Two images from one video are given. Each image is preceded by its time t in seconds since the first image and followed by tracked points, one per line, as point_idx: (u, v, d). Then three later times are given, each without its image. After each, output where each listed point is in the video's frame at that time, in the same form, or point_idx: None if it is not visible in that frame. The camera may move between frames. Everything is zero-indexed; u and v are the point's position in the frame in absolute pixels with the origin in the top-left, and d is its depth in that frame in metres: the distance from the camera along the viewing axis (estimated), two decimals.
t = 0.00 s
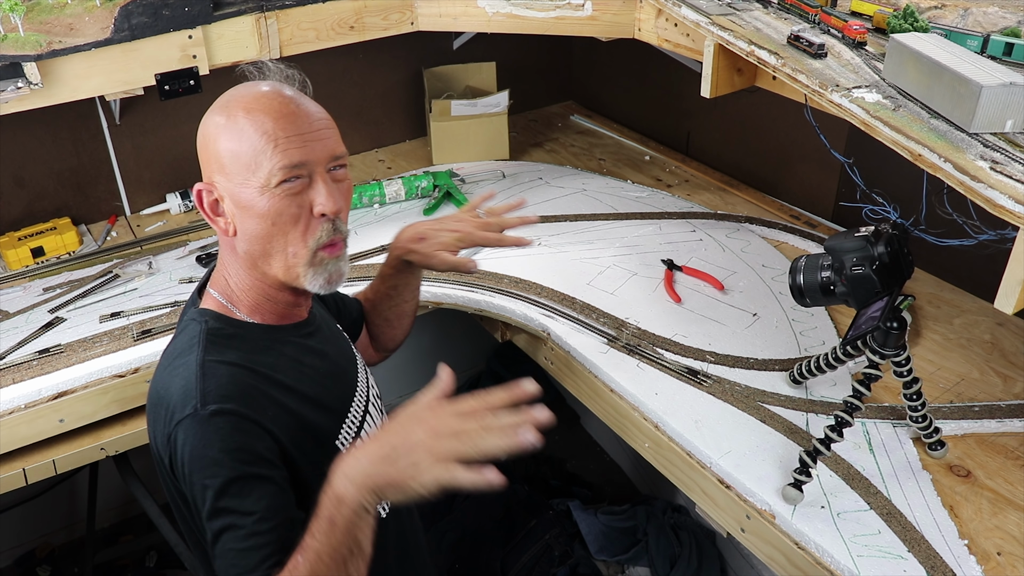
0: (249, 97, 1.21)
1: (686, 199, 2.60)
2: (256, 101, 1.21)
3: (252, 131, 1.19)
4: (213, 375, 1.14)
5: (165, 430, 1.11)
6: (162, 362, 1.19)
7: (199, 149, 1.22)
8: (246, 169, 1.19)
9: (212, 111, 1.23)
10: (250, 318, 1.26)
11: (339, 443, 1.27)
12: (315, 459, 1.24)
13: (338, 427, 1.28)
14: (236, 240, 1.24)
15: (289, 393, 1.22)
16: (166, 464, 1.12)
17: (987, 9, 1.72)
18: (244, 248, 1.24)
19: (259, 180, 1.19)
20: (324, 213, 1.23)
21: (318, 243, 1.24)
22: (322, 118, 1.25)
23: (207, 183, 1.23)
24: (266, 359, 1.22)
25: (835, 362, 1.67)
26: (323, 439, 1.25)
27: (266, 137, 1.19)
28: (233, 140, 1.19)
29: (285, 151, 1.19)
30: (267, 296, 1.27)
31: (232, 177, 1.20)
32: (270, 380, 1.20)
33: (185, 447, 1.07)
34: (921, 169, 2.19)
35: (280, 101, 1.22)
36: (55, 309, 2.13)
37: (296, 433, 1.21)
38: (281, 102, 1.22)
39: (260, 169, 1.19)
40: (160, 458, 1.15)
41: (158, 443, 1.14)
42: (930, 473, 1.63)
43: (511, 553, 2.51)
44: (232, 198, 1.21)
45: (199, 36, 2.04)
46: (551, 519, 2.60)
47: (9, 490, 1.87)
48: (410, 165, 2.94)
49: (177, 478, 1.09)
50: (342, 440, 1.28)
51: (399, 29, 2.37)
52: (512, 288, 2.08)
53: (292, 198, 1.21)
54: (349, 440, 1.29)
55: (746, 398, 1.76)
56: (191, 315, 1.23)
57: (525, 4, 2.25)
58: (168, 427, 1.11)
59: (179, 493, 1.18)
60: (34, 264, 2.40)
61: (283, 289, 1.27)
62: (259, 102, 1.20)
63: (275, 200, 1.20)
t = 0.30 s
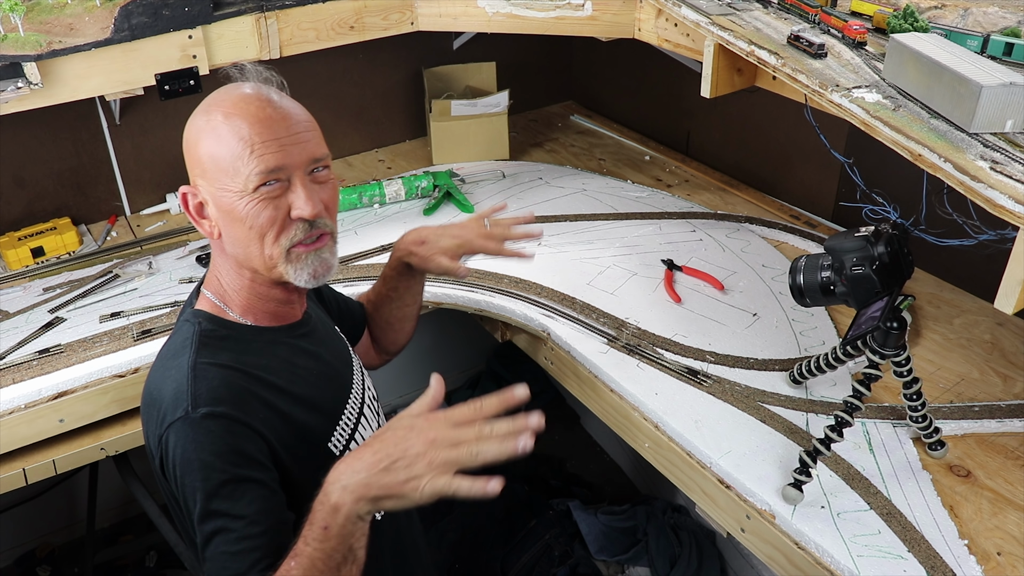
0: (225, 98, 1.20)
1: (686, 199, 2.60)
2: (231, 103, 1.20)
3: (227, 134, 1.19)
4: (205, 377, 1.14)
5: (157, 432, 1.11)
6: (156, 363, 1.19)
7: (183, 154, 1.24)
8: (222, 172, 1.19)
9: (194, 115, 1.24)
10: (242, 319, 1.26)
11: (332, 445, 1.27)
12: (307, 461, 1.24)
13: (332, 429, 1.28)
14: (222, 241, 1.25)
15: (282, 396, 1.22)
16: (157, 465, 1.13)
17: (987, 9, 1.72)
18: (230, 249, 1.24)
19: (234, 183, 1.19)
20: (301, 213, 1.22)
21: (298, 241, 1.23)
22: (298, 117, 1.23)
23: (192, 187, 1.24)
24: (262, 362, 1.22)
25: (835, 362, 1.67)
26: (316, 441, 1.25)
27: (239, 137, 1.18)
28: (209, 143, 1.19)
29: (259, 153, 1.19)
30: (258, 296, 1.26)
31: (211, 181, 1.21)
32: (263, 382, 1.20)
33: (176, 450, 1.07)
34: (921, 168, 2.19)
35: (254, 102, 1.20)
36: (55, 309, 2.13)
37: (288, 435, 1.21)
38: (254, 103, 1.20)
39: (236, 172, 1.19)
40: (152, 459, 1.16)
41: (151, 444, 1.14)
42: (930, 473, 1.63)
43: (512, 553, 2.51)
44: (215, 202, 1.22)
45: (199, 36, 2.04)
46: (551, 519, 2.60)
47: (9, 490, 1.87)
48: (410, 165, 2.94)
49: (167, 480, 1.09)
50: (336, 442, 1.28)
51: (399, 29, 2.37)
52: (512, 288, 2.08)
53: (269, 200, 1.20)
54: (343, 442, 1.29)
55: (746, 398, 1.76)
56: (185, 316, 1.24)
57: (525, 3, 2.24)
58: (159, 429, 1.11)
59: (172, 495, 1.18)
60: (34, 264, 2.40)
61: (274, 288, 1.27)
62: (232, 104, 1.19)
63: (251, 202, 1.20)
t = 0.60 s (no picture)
0: (212, 102, 1.21)
1: (686, 199, 2.60)
2: (219, 106, 1.20)
3: (216, 138, 1.19)
4: (205, 380, 1.13)
5: (155, 436, 1.11)
6: (156, 364, 1.19)
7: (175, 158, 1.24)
8: (212, 177, 1.20)
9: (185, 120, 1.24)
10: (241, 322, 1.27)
11: (333, 444, 1.27)
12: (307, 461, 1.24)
13: (333, 429, 1.27)
14: (217, 245, 1.25)
15: (281, 396, 1.22)
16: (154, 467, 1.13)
17: (987, 9, 1.72)
18: (225, 252, 1.25)
19: (224, 187, 1.19)
20: (293, 215, 1.22)
21: (291, 243, 1.24)
22: (286, 119, 1.23)
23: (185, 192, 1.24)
24: (265, 363, 1.22)
25: (835, 362, 1.67)
26: (317, 441, 1.25)
27: (227, 140, 1.18)
28: (198, 148, 1.20)
29: (249, 156, 1.19)
30: (256, 298, 1.27)
31: (202, 186, 1.21)
32: (264, 384, 1.20)
33: (177, 455, 1.07)
34: (921, 168, 2.19)
35: (241, 104, 1.21)
36: (55, 309, 2.13)
37: (288, 435, 1.21)
38: (241, 106, 1.20)
39: (227, 177, 1.19)
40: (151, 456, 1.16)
41: (149, 445, 1.14)
42: (930, 473, 1.63)
43: (511, 552, 2.51)
44: (208, 206, 1.22)
45: (199, 36, 2.04)
46: (551, 519, 2.59)
47: (9, 490, 1.87)
48: (410, 165, 2.93)
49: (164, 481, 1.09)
50: (337, 441, 1.28)
51: (399, 29, 2.37)
52: (512, 288, 2.09)
53: (260, 203, 1.21)
54: (344, 441, 1.29)
55: (746, 398, 1.76)
56: (185, 317, 1.24)
57: (525, 3, 2.24)
58: (159, 432, 1.10)
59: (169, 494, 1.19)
60: (34, 264, 2.40)
61: (271, 289, 1.27)
62: (219, 107, 1.19)
63: (243, 207, 1.20)
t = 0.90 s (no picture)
0: (230, 102, 1.18)
1: (686, 199, 2.60)
2: (238, 107, 1.18)
3: (237, 138, 1.16)
4: (218, 390, 1.13)
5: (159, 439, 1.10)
6: (164, 363, 1.18)
7: (184, 157, 1.20)
8: (229, 178, 1.17)
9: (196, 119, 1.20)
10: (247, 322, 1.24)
11: (338, 450, 1.26)
12: (312, 468, 1.23)
13: (337, 436, 1.26)
14: (227, 245, 1.22)
15: (285, 401, 1.20)
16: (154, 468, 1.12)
17: (987, 9, 1.72)
18: (236, 253, 1.22)
19: (242, 188, 1.16)
20: (310, 217, 1.20)
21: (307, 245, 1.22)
22: (305, 121, 1.21)
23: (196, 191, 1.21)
24: (271, 367, 1.21)
25: (835, 362, 1.67)
26: (323, 448, 1.24)
27: (246, 142, 1.16)
28: (216, 148, 1.16)
29: (269, 157, 1.17)
30: (262, 299, 1.25)
31: (217, 186, 1.17)
32: (270, 390, 1.19)
33: (183, 464, 1.07)
34: (921, 168, 2.19)
35: (261, 105, 1.18)
36: (55, 309, 2.13)
37: (293, 442, 1.20)
38: (261, 107, 1.18)
39: (246, 177, 1.16)
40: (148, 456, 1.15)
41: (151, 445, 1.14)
42: (930, 473, 1.63)
43: (511, 553, 2.48)
44: (222, 207, 1.18)
45: (199, 36, 2.04)
46: (551, 519, 2.57)
47: (9, 490, 1.87)
48: (410, 165, 2.93)
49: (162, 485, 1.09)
50: (341, 447, 1.27)
51: (399, 29, 2.37)
52: (512, 288, 2.09)
53: (278, 204, 1.18)
54: (348, 447, 1.28)
55: (746, 398, 1.76)
56: (192, 318, 1.22)
57: (525, 3, 2.24)
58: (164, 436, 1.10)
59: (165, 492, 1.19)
60: (34, 264, 2.40)
61: (278, 290, 1.25)
62: (237, 108, 1.17)
63: (261, 208, 1.17)
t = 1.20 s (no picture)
0: (293, 97, 1.12)
1: (686, 199, 2.60)
2: (310, 102, 1.12)
3: (325, 133, 1.11)
4: (225, 394, 1.12)
5: (166, 445, 1.10)
6: (166, 367, 1.17)
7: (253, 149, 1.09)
8: (321, 172, 1.11)
9: (242, 113, 1.10)
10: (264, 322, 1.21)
11: (341, 451, 1.26)
12: (318, 470, 1.24)
13: (342, 436, 1.27)
14: (284, 242, 1.14)
15: (290, 403, 1.20)
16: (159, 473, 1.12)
17: (987, 9, 1.72)
18: (295, 251, 1.15)
19: (335, 184, 1.12)
20: (375, 211, 1.20)
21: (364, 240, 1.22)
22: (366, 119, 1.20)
23: (266, 186, 1.09)
24: (277, 366, 1.20)
25: (835, 362, 1.67)
26: (328, 450, 1.24)
27: (340, 139, 1.12)
28: (309, 144, 1.10)
29: (357, 153, 1.14)
30: (290, 296, 1.21)
31: (303, 180, 1.10)
32: (276, 392, 1.18)
33: (192, 470, 1.07)
34: (921, 168, 2.19)
35: (331, 103, 1.14)
36: (55, 309, 2.13)
37: (299, 445, 1.20)
38: (334, 104, 1.14)
39: (338, 172, 1.12)
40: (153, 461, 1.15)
41: (155, 450, 1.13)
42: (930, 473, 1.63)
43: (512, 553, 2.46)
44: (300, 204, 1.11)
45: (199, 36, 2.04)
46: (551, 519, 2.54)
47: (9, 490, 1.87)
48: (410, 165, 2.93)
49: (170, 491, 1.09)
50: (345, 447, 1.27)
51: (399, 29, 2.37)
52: (511, 288, 2.09)
53: (360, 199, 1.16)
54: (352, 448, 1.28)
55: (746, 398, 1.76)
56: (194, 322, 1.20)
57: (525, 3, 2.24)
58: (171, 442, 1.09)
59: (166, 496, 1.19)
60: (34, 264, 2.40)
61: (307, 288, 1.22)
62: (323, 106, 1.12)
63: (346, 203, 1.14)
